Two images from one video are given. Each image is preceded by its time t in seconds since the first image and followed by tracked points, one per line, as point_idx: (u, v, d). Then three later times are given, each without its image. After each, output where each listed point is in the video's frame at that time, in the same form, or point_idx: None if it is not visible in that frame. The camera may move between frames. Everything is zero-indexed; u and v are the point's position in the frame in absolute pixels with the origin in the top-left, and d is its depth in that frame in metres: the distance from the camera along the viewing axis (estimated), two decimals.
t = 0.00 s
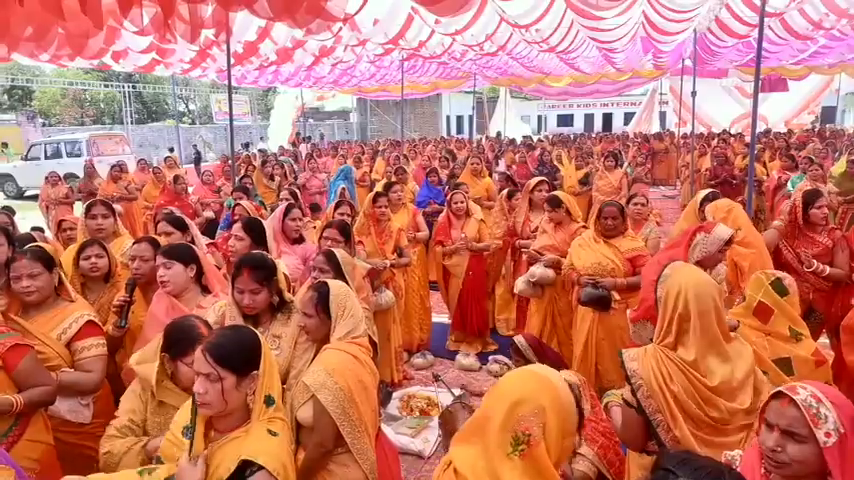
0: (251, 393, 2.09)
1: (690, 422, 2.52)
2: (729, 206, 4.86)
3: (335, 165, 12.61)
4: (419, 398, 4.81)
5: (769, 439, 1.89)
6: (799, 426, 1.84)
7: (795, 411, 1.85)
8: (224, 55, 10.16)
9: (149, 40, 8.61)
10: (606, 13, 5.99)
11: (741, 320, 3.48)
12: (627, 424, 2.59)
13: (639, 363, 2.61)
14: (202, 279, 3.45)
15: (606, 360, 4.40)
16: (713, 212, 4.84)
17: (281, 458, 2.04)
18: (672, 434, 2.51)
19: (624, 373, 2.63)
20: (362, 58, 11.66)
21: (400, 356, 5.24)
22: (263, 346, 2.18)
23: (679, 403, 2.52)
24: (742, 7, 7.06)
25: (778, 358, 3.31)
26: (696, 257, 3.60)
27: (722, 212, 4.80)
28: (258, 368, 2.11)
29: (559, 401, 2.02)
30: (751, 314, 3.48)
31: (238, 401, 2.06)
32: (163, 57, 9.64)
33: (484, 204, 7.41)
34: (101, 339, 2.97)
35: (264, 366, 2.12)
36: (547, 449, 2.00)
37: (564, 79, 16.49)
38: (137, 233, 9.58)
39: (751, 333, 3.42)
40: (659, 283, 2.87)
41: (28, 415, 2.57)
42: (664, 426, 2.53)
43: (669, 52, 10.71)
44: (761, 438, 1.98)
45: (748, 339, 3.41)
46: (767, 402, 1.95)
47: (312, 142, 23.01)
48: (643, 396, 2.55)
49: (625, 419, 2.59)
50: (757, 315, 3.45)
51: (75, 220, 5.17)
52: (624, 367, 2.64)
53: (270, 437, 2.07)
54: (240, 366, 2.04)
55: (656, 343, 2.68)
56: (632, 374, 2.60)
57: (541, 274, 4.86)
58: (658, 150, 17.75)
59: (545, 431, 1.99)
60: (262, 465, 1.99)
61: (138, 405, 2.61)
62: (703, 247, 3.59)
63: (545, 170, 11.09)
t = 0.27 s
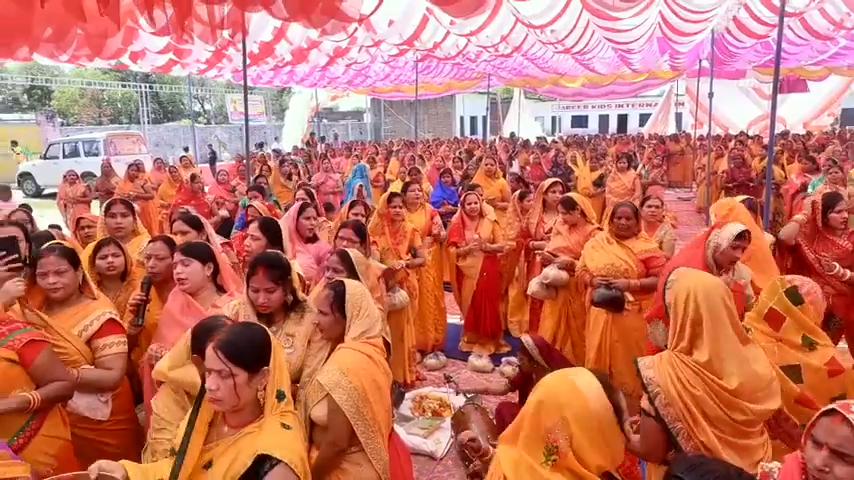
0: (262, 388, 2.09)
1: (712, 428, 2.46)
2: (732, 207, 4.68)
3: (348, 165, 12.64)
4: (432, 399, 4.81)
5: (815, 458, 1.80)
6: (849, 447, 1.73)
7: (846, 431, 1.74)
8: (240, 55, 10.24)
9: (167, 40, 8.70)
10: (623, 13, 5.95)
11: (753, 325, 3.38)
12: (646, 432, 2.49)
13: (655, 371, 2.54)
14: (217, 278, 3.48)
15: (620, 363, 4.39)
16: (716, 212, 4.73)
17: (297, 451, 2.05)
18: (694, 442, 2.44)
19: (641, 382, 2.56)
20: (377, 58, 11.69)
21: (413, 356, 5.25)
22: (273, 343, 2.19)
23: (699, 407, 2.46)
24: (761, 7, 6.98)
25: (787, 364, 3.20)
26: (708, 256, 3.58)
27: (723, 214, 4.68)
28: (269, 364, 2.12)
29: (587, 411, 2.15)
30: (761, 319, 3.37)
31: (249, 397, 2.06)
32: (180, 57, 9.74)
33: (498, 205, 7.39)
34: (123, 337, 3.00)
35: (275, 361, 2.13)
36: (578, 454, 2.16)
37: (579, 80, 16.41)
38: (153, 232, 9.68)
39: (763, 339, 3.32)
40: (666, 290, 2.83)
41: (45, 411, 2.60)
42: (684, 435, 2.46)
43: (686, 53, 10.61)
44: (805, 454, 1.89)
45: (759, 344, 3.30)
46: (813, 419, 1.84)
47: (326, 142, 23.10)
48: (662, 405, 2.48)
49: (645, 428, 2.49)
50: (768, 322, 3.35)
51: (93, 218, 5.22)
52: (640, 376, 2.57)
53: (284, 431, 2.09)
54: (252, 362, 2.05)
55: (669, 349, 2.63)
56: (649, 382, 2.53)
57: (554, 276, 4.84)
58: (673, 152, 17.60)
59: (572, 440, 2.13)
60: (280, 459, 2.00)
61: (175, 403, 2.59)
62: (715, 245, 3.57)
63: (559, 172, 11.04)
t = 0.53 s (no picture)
0: (268, 386, 2.10)
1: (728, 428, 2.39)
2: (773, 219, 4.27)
3: (359, 165, 12.67)
4: (440, 400, 4.81)
5: None
6: None
7: None
8: (252, 55, 10.29)
9: (179, 41, 8.77)
10: (635, 15, 5.93)
11: (768, 331, 3.26)
12: (660, 440, 2.46)
13: (664, 374, 2.50)
14: (228, 277, 3.50)
15: (628, 366, 4.43)
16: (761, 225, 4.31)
17: (302, 450, 2.04)
18: (710, 443, 2.37)
19: (650, 386, 2.51)
20: (387, 59, 11.72)
21: (422, 357, 5.25)
22: (280, 341, 2.20)
23: (712, 407, 2.40)
24: (775, 9, 6.93)
25: (801, 372, 3.11)
26: (720, 257, 3.65)
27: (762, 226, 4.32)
28: (275, 361, 2.12)
29: (576, 406, 1.93)
30: (777, 326, 3.23)
31: (255, 394, 2.07)
32: (192, 58, 9.81)
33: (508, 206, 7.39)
34: (137, 336, 3.03)
35: (282, 359, 2.13)
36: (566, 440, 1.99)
37: (590, 82, 16.36)
38: (165, 230, 9.76)
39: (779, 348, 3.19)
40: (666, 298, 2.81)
41: (56, 406, 2.62)
42: (698, 438, 2.39)
43: (699, 55, 10.55)
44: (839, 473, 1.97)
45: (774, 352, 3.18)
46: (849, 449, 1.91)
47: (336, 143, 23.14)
48: (673, 408, 2.43)
49: (660, 436, 2.46)
50: (782, 329, 3.21)
51: (106, 216, 5.27)
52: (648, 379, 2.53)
53: (290, 429, 2.08)
54: (258, 360, 2.06)
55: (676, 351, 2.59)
56: (658, 386, 2.48)
57: (565, 279, 4.83)
58: (685, 155, 17.50)
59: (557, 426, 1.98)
60: (283, 457, 1.99)
61: (179, 410, 2.29)
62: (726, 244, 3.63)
63: (569, 173, 11.02)
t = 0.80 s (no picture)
0: (275, 383, 2.11)
1: (744, 422, 2.33)
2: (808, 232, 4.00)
3: (371, 164, 12.69)
4: (447, 400, 4.82)
5: None
6: None
7: None
8: (266, 53, 10.35)
9: (195, 38, 8.85)
10: (650, 17, 5.91)
11: (793, 342, 2.96)
12: (674, 446, 2.41)
13: (670, 374, 2.45)
14: (240, 273, 3.52)
15: (637, 370, 4.43)
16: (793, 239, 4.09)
17: (306, 447, 2.05)
18: (727, 438, 2.31)
19: (658, 389, 2.47)
20: (401, 59, 11.74)
21: (430, 357, 5.25)
22: (288, 338, 2.20)
23: (721, 401, 2.35)
24: (793, 13, 6.86)
25: (826, 387, 2.82)
26: (737, 262, 3.62)
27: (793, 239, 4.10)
28: (282, 358, 2.13)
29: (544, 390, 1.98)
30: (804, 339, 2.93)
31: (261, 391, 2.07)
32: (208, 55, 9.90)
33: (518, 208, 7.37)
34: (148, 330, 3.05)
35: (288, 356, 2.14)
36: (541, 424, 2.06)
37: (604, 84, 16.29)
38: (177, 225, 9.84)
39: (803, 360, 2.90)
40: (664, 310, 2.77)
41: (66, 398, 2.64)
42: (712, 435, 2.33)
43: (714, 58, 10.47)
44: None
45: (798, 366, 2.90)
46: None
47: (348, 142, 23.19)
48: (682, 407, 2.38)
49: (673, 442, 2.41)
50: (810, 343, 2.90)
51: (120, 211, 5.32)
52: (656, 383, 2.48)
53: (295, 426, 2.09)
54: (265, 357, 2.06)
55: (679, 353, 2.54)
56: (666, 388, 2.43)
57: (578, 283, 4.78)
58: (699, 159, 17.36)
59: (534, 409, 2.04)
60: (286, 452, 2.00)
61: (178, 414, 2.22)
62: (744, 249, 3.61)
63: (581, 176, 10.99)
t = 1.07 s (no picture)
0: (283, 383, 2.10)
1: (761, 414, 2.31)
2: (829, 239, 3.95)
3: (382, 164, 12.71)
4: (457, 400, 4.80)
5: None
6: None
7: None
8: (278, 52, 10.38)
9: (207, 37, 8.90)
10: (664, 16, 5.85)
11: (819, 350, 2.91)
12: (698, 449, 2.34)
13: (683, 375, 2.40)
14: (251, 272, 3.53)
15: (648, 371, 4.39)
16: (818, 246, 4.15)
17: (314, 448, 2.04)
18: (747, 430, 2.28)
19: (673, 392, 2.40)
20: (412, 58, 11.73)
21: (440, 357, 5.24)
22: (297, 338, 2.19)
23: (737, 394, 2.32)
24: (810, 11, 6.77)
25: None
26: (760, 265, 3.53)
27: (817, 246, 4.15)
28: (291, 358, 2.12)
29: (534, 411, 1.97)
30: (830, 347, 2.89)
31: (269, 391, 2.07)
32: (220, 54, 9.95)
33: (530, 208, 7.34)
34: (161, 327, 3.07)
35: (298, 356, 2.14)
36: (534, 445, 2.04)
37: (616, 84, 16.19)
38: (189, 223, 9.89)
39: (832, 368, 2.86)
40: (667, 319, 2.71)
41: (78, 394, 2.66)
42: (732, 431, 2.30)
43: (728, 58, 10.37)
44: None
45: (825, 373, 2.85)
46: None
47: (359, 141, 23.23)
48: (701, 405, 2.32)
49: (696, 444, 2.34)
50: (837, 351, 2.87)
51: (134, 209, 5.34)
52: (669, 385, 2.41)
53: (303, 426, 2.09)
54: (272, 356, 2.05)
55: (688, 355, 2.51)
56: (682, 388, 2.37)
57: (588, 283, 4.75)
58: (712, 160, 17.22)
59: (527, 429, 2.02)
60: (292, 453, 1.99)
61: (194, 420, 2.35)
62: (767, 250, 3.50)
63: (593, 176, 10.93)
